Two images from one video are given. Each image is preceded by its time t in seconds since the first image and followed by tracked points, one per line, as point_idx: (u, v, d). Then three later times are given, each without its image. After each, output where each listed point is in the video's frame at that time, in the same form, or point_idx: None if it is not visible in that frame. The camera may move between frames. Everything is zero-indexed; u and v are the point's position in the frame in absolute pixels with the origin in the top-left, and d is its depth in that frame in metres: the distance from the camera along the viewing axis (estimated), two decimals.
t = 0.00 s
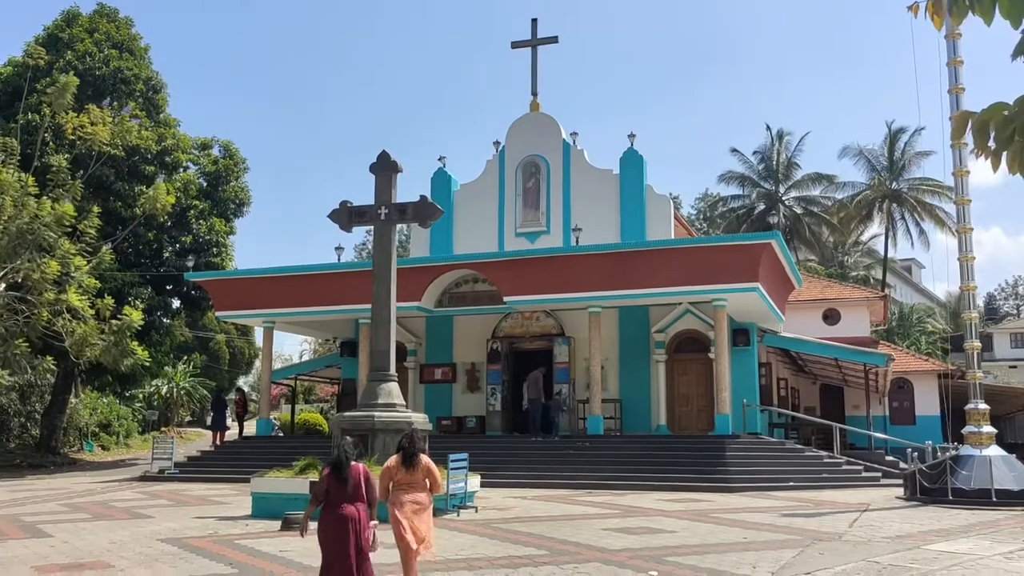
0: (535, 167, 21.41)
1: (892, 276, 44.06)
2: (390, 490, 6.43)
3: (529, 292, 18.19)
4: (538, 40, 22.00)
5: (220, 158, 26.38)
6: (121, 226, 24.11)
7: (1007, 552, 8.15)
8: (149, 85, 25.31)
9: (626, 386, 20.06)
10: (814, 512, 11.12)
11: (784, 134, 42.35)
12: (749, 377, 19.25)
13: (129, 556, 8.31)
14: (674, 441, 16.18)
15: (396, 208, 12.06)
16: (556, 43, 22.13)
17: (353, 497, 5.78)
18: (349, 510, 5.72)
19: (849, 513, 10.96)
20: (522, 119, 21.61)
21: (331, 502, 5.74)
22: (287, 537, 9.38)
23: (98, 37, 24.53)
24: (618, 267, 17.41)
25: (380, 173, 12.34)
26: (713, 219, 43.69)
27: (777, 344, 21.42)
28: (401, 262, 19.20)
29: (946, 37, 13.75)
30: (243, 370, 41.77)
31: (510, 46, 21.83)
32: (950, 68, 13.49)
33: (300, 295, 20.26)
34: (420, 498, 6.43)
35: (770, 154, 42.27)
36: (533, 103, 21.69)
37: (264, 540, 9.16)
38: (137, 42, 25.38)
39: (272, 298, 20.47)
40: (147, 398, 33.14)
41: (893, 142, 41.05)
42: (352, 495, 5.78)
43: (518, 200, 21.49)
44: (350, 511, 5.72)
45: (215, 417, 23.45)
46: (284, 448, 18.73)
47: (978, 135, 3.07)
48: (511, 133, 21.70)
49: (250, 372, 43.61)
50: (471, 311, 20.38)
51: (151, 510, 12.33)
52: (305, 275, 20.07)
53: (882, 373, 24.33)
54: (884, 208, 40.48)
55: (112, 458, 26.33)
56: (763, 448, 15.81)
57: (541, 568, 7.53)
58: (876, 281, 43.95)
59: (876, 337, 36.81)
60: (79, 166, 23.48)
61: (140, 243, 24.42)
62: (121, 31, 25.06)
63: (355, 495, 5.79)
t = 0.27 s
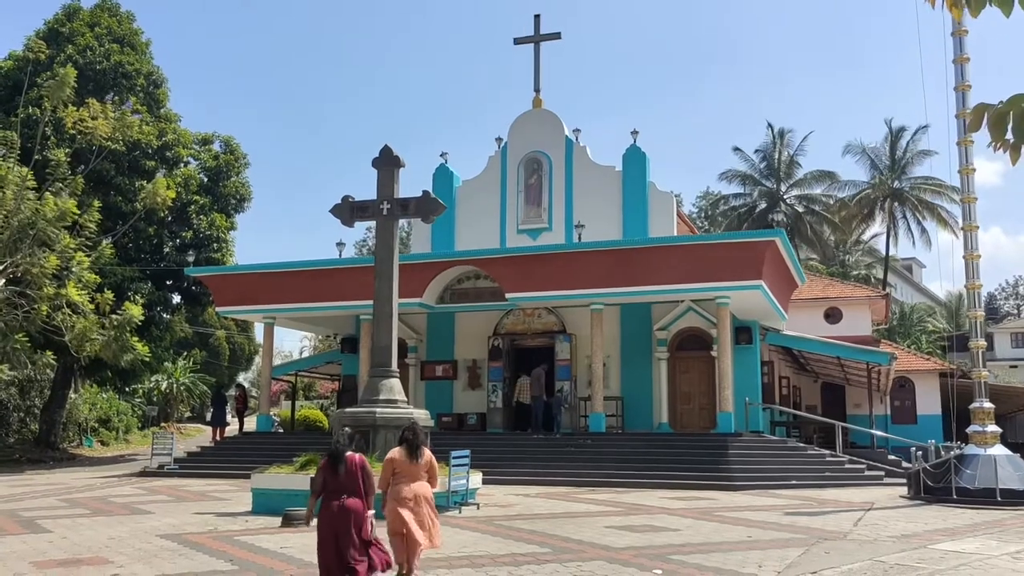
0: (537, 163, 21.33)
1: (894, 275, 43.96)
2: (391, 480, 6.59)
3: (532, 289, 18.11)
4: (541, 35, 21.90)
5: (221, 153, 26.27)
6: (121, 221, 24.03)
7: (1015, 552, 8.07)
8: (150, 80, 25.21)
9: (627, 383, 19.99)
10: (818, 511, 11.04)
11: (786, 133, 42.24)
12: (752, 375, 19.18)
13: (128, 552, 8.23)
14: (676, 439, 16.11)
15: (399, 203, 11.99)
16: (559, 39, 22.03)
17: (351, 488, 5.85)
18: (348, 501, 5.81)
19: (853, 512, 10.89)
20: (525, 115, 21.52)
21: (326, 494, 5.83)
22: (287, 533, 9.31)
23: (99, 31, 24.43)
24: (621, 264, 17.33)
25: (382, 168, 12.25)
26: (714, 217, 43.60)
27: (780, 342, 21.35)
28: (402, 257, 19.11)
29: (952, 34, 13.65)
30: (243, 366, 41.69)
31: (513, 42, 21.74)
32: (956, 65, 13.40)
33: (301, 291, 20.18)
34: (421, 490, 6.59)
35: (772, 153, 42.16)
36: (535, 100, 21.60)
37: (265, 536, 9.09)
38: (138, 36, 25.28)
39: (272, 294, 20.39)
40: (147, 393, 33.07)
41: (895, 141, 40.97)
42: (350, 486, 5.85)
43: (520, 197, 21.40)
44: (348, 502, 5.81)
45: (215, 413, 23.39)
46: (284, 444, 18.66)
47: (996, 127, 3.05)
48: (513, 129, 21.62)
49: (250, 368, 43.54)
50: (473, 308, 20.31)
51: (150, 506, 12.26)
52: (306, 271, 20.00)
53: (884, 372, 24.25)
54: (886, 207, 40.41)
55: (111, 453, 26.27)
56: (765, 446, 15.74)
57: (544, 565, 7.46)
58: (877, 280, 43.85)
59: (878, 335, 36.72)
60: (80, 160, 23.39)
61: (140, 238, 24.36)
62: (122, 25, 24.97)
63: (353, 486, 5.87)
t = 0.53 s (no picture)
0: (534, 161, 21.26)
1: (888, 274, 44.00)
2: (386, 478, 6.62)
3: (528, 286, 18.02)
4: (537, 32, 21.82)
5: (215, 150, 26.11)
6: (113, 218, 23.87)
7: (1016, 550, 8.02)
8: (143, 76, 25.03)
9: (623, 382, 19.93)
10: (817, 510, 10.99)
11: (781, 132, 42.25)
12: (748, 373, 19.14)
13: (121, 551, 8.12)
14: (673, 437, 16.04)
15: (395, 200, 11.88)
16: (555, 36, 21.95)
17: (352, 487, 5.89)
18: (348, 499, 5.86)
19: (852, 511, 10.84)
20: (521, 112, 21.44)
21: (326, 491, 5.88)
22: (282, 532, 9.21)
23: (92, 28, 24.27)
24: (618, 261, 17.26)
25: (379, 164, 12.16)
26: (709, 216, 43.58)
27: (776, 340, 21.32)
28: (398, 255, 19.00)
29: (951, 32, 13.61)
30: (237, 364, 41.51)
31: (509, 39, 21.66)
32: (955, 63, 13.36)
33: (296, 289, 20.06)
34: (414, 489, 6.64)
35: (767, 152, 42.16)
36: (531, 97, 21.52)
37: (260, 535, 8.99)
38: (132, 32, 25.12)
39: (267, 291, 20.26)
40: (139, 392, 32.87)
41: (889, 140, 40.99)
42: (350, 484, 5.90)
43: (516, 194, 21.32)
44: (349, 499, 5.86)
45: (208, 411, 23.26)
46: (278, 442, 18.54)
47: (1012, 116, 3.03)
48: (509, 126, 21.54)
49: (243, 367, 43.36)
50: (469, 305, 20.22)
51: (144, 505, 12.14)
52: (300, 268, 19.87)
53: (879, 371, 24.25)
54: (880, 206, 40.17)
55: (103, 452, 26.10)
56: (763, 445, 15.69)
57: (544, 564, 7.38)
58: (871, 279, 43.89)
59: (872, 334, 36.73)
60: (72, 157, 23.21)
61: (133, 235, 24.20)
62: (116, 22, 24.80)
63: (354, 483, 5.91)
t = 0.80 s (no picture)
0: (531, 159, 21.18)
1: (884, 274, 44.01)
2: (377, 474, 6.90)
3: (526, 285, 17.94)
4: (535, 30, 21.74)
5: (211, 148, 25.97)
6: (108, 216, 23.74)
7: (1019, 550, 7.96)
8: (139, 74, 24.89)
9: (621, 381, 19.88)
10: (817, 509, 10.93)
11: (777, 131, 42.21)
12: (746, 372, 19.09)
13: (116, 552, 8.02)
14: (671, 436, 15.98)
15: (393, 197, 11.80)
16: (553, 34, 21.87)
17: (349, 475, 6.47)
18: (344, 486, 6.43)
19: (852, 510, 10.78)
20: (518, 110, 21.36)
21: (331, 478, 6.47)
22: (279, 532, 9.12)
23: (87, 25, 24.14)
24: (616, 260, 17.19)
25: (375, 161, 12.07)
26: (706, 215, 43.52)
27: (774, 339, 21.27)
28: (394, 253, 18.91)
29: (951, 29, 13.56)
30: (232, 364, 41.38)
31: (506, 37, 21.57)
32: (954, 60, 13.30)
33: (292, 287, 19.96)
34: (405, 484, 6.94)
35: (764, 151, 42.11)
36: (529, 95, 21.43)
37: (257, 535, 8.90)
38: (127, 30, 24.99)
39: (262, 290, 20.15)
40: (134, 391, 32.73)
41: (885, 140, 41.01)
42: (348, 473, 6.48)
43: (513, 193, 21.24)
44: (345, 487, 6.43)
45: (204, 411, 23.14)
46: (274, 441, 18.45)
47: None
48: (506, 124, 21.46)
49: (239, 366, 43.23)
50: (466, 304, 20.14)
51: (139, 504, 12.04)
52: (296, 266, 19.76)
53: (877, 370, 24.23)
54: (876, 205, 40.21)
55: (98, 451, 25.98)
56: (761, 444, 15.63)
57: (543, 564, 7.30)
58: (868, 278, 43.90)
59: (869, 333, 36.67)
60: (66, 154, 23.08)
61: (128, 234, 24.08)
62: (111, 19, 24.67)
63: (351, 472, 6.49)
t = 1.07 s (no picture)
0: (529, 161, 21.09)
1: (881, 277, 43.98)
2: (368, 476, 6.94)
3: (524, 286, 17.83)
4: (533, 31, 21.67)
5: (207, 150, 25.86)
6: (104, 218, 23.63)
7: None
8: (135, 75, 24.79)
9: (619, 383, 19.79)
10: (818, 512, 10.84)
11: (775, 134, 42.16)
12: (745, 375, 19.01)
13: (108, 555, 7.90)
14: (670, 439, 15.88)
15: (391, 198, 11.71)
16: (551, 35, 21.81)
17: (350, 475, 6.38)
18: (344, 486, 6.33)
19: (853, 514, 10.69)
20: (516, 112, 21.28)
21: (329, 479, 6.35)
22: (275, 536, 9.01)
23: (83, 26, 24.04)
24: (615, 262, 17.10)
25: (373, 161, 11.98)
26: (703, 218, 43.46)
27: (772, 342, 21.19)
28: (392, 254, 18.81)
29: (951, 31, 13.51)
30: (229, 366, 41.24)
31: (504, 38, 21.49)
32: (955, 61, 13.25)
33: (288, 289, 19.86)
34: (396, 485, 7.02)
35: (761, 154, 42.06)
36: (527, 97, 21.36)
37: (252, 538, 8.79)
38: (124, 31, 24.90)
39: (259, 292, 20.04)
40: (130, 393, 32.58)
41: (883, 143, 40.97)
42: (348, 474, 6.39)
43: (511, 194, 21.15)
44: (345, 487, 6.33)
45: (200, 413, 23.01)
46: (270, 444, 18.32)
47: None
48: (504, 126, 21.38)
49: (235, 369, 43.09)
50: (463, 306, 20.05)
51: (133, 507, 11.92)
52: (293, 268, 19.64)
53: (875, 373, 24.16)
54: (873, 209, 40.35)
55: (93, 454, 25.84)
56: (761, 447, 15.54)
57: (543, 568, 7.20)
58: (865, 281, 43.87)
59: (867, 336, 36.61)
60: (62, 156, 22.96)
61: (123, 235, 23.96)
62: (108, 20, 24.58)
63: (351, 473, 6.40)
